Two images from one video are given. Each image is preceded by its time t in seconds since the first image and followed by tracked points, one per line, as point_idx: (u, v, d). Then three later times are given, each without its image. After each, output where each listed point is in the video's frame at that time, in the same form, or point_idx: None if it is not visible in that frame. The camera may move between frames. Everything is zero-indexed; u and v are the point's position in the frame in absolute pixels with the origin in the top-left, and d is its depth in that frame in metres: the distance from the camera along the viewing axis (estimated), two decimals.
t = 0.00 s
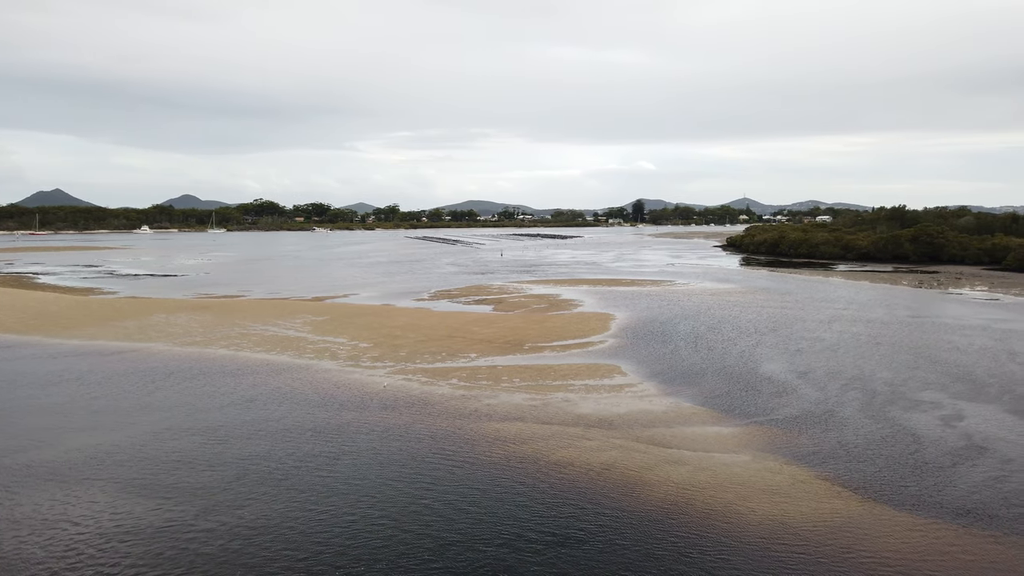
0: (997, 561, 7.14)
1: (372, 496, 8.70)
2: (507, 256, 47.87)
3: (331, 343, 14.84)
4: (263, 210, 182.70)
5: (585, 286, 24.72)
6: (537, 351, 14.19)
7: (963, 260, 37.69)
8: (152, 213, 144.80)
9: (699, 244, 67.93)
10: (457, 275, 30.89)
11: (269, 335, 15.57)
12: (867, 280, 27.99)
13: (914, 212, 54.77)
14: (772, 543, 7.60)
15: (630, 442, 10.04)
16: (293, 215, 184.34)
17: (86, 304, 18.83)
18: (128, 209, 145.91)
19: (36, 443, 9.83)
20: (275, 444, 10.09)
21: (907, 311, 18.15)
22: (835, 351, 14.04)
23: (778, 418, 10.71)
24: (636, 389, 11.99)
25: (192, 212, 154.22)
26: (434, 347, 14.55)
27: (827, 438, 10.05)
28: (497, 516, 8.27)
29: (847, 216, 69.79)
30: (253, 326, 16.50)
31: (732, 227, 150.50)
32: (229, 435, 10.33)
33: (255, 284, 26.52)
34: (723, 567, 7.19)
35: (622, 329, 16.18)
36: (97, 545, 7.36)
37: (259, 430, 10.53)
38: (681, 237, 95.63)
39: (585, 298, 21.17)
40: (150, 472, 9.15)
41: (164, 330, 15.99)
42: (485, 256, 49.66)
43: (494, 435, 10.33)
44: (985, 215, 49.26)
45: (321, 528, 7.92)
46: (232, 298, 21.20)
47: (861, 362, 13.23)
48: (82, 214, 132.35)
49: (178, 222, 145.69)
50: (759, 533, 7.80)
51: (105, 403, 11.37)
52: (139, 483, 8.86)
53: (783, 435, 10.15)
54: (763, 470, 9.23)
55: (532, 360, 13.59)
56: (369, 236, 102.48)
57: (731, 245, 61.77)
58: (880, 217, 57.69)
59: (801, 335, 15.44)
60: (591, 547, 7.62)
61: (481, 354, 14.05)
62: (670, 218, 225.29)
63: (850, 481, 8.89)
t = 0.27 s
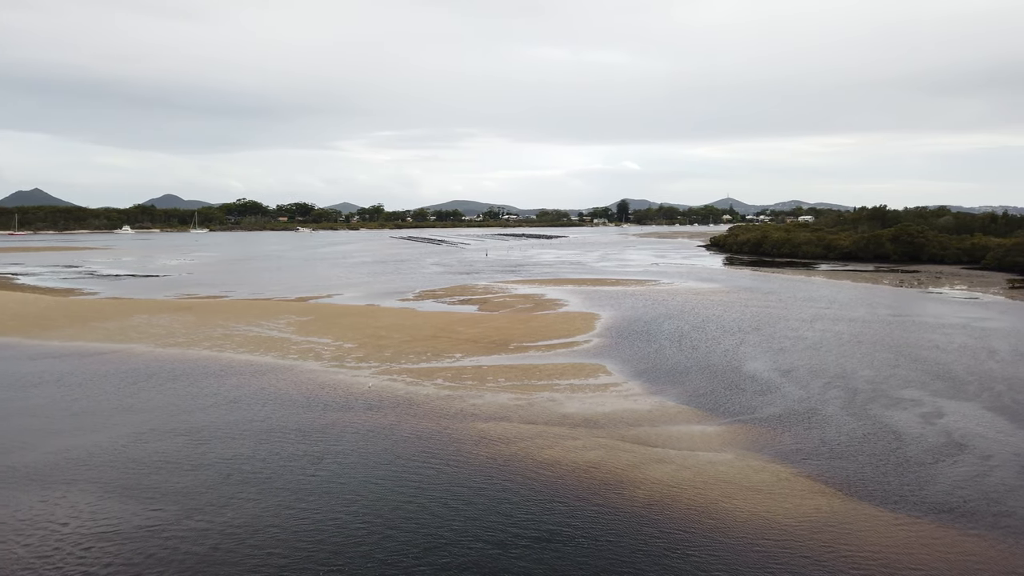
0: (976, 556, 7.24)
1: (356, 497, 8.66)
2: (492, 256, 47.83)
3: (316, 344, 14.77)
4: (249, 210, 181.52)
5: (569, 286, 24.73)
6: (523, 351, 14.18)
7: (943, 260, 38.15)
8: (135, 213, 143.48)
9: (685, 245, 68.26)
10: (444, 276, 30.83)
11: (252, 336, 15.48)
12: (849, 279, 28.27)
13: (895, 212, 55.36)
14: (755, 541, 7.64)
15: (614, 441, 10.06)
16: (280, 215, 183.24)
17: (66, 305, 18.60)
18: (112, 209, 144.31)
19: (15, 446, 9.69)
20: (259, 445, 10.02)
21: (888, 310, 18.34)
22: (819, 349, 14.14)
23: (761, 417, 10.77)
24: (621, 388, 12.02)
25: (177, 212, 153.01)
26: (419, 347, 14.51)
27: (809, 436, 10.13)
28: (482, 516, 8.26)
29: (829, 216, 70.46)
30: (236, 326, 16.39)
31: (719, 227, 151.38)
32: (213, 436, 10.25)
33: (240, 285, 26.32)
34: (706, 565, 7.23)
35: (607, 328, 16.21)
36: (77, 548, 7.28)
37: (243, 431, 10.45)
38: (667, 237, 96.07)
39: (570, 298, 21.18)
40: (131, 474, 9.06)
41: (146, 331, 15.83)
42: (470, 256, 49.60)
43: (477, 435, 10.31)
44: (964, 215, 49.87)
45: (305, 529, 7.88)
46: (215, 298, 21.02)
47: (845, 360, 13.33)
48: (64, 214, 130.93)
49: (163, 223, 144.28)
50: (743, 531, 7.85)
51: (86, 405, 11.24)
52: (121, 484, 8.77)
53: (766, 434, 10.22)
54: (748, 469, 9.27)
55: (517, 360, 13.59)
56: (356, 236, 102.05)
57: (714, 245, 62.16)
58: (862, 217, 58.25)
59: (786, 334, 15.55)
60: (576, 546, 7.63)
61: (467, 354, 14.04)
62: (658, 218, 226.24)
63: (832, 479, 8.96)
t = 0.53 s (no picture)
0: (956, 552, 7.32)
1: (340, 498, 8.63)
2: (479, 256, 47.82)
3: (300, 344, 14.70)
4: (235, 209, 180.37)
5: (553, 286, 24.73)
6: (508, 351, 14.19)
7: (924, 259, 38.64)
8: (119, 212, 142.16)
9: (671, 245, 68.61)
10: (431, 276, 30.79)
11: (236, 337, 15.38)
12: (832, 279, 28.55)
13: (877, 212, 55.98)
14: (739, 539, 7.69)
15: (599, 441, 10.08)
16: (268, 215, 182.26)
17: (46, 306, 18.38)
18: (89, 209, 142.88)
19: None
20: (243, 446, 9.96)
21: (871, 309, 18.54)
22: (803, 348, 14.25)
23: (746, 416, 10.84)
24: (606, 388, 12.06)
25: (162, 212, 151.79)
26: (404, 347, 14.49)
27: (793, 434, 10.20)
28: (467, 516, 8.26)
29: (812, 216, 71.13)
30: (220, 327, 16.29)
31: (689, 229, 152.66)
32: (196, 438, 10.18)
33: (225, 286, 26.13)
34: (691, 564, 7.26)
35: (593, 328, 16.26)
36: (58, 551, 7.21)
37: (227, 432, 10.39)
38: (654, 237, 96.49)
39: (556, 298, 21.20)
40: (113, 476, 8.98)
41: (129, 332, 15.68)
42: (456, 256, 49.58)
43: (462, 435, 10.31)
44: (944, 215, 50.52)
45: (289, 531, 7.84)
46: (199, 299, 20.85)
47: (828, 359, 13.45)
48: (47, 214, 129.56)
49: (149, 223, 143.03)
50: (727, 529, 7.90)
51: (67, 406, 11.12)
52: (102, 486, 8.69)
53: (750, 432, 10.28)
54: (732, 467, 9.32)
55: (503, 360, 13.60)
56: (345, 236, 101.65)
57: (699, 244, 62.50)
58: (844, 217, 58.82)
59: (771, 333, 15.66)
60: (560, 545, 7.65)
61: (452, 354, 14.03)
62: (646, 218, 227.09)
63: (816, 477, 9.03)
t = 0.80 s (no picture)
0: (935, 549, 7.40)
1: (324, 498, 8.59)
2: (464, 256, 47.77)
3: (284, 345, 14.62)
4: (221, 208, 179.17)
5: (537, 286, 24.76)
6: (493, 351, 14.19)
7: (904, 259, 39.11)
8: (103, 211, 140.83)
9: (650, 245, 68.90)
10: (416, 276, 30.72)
11: (218, 338, 15.27)
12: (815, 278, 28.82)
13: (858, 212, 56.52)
14: (721, 537, 7.73)
15: (583, 440, 10.10)
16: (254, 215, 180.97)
17: (24, 307, 18.14)
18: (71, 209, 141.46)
19: None
20: (225, 448, 9.89)
21: (851, 308, 18.72)
22: (787, 347, 14.36)
23: (729, 415, 10.90)
24: (590, 387, 12.09)
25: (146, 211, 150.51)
26: (388, 348, 14.45)
27: (776, 433, 10.27)
28: (450, 516, 8.23)
29: (794, 216, 71.79)
30: (202, 328, 16.16)
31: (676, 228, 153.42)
32: (178, 440, 10.09)
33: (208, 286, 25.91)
34: (674, 562, 7.30)
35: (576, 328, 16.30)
36: (35, 555, 7.12)
37: (209, 434, 10.31)
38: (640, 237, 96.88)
39: (540, 298, 21.23)
40: (93, 478, 8.88)
41: (109, 334, 15.51)
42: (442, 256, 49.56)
43: (444, 436, 10.28)
44: (923, 215, 51.09)
45: (272, 533, 7.77)
46: (181, 300, 20.66)
47: (811, 358, 13.56)
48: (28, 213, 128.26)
49: (131, 223, 141.48)
50: (709, 527, 7.94)
51: (45, 409, 10.98)
52: (82, 489, 8.59)
53: (733, 431, 10.34)
54: (715, 466, 9.37)
55: (487, 360, 13.60)
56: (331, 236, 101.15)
57: (683, 244, 62.83)
58: (826, 217, 59.40)
59: (755, 332, 15.76)
60: (544, 545, 7.66)
61: (437, 354, 14.01)
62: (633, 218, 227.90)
63: (798, 475, 9.10)
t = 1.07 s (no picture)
0: (915, 545, 7.49)
1: (307, 499, 8.55)
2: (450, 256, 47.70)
3: (268, 346, 14.54)
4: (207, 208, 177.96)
5: (522, 286, 24.78)
6: (478, 351, 14.20)
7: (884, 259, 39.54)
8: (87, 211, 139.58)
9: (636, 245, 69.16)
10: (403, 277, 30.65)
11: (200, 339, 15.16)
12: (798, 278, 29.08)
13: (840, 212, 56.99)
14: (704, 535, 7.77)
15: (568, 440, 10.12)
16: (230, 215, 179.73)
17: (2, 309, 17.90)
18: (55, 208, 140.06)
19: None
20: (209, 449, 9.82)
21: (834, 308, 18.89)
22: (771, 346, 14.46)
23: (713, 413, 10.96)
24: (576, 387, 12.12)
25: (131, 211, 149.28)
26: (373, 348, 14.42)
27: (759, 431, 10.34)
28: (434, 515, 8.23)
29: (777, 216, 72.40)
30: (185, 329, 16.04)
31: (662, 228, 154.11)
32: (160, 441, 10.00)
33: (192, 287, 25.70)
34: (657, 560, 7.33)
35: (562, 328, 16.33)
36: (13, 558, 7.03)
37: (192, 435, 10.23)
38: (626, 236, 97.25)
39: (525, 298, 21.26)
40: (73, 480, 8.78)
41: (90, 335, 15.34)
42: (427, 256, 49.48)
43: (428, 436, 10.27)
44: (904, 215, 51.59)
45: (255, 535, 7.73)
46: (163, 301, 20.49)
47: (795, 357, 13.66)
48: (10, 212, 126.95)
49: (116, 223, 140.19)
50: (693, 525, 7.98)
51: (24, 411, 10.85)
52: (61, 491, 8.49)
53: (717, 430, 10.40)
54: (700, 465, 9.42)
55: (473, 360, 13.60)
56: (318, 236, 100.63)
57: (667, 243, 63.12)
58: (808, 217, 59.94)
59: (741, 331, 15.86)
60: (528, 544, 7.67)
61: (421, 354, 14.00)
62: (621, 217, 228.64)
63: (780, 473, 9.17)
